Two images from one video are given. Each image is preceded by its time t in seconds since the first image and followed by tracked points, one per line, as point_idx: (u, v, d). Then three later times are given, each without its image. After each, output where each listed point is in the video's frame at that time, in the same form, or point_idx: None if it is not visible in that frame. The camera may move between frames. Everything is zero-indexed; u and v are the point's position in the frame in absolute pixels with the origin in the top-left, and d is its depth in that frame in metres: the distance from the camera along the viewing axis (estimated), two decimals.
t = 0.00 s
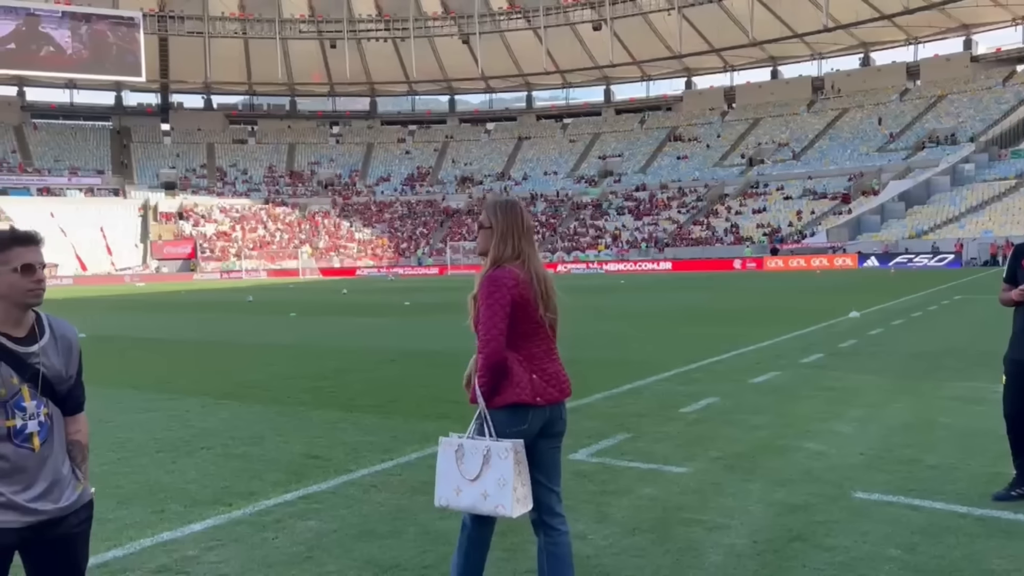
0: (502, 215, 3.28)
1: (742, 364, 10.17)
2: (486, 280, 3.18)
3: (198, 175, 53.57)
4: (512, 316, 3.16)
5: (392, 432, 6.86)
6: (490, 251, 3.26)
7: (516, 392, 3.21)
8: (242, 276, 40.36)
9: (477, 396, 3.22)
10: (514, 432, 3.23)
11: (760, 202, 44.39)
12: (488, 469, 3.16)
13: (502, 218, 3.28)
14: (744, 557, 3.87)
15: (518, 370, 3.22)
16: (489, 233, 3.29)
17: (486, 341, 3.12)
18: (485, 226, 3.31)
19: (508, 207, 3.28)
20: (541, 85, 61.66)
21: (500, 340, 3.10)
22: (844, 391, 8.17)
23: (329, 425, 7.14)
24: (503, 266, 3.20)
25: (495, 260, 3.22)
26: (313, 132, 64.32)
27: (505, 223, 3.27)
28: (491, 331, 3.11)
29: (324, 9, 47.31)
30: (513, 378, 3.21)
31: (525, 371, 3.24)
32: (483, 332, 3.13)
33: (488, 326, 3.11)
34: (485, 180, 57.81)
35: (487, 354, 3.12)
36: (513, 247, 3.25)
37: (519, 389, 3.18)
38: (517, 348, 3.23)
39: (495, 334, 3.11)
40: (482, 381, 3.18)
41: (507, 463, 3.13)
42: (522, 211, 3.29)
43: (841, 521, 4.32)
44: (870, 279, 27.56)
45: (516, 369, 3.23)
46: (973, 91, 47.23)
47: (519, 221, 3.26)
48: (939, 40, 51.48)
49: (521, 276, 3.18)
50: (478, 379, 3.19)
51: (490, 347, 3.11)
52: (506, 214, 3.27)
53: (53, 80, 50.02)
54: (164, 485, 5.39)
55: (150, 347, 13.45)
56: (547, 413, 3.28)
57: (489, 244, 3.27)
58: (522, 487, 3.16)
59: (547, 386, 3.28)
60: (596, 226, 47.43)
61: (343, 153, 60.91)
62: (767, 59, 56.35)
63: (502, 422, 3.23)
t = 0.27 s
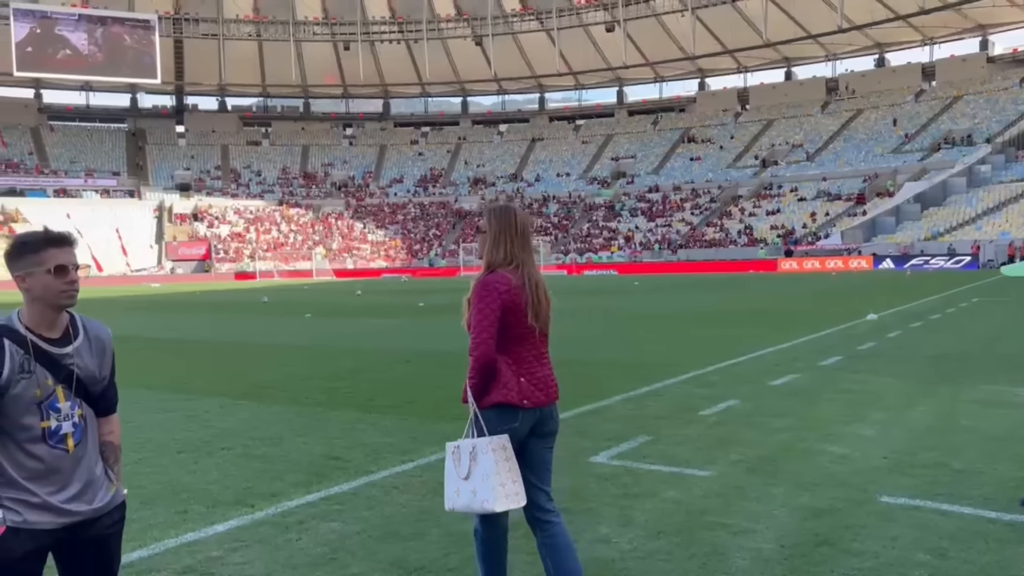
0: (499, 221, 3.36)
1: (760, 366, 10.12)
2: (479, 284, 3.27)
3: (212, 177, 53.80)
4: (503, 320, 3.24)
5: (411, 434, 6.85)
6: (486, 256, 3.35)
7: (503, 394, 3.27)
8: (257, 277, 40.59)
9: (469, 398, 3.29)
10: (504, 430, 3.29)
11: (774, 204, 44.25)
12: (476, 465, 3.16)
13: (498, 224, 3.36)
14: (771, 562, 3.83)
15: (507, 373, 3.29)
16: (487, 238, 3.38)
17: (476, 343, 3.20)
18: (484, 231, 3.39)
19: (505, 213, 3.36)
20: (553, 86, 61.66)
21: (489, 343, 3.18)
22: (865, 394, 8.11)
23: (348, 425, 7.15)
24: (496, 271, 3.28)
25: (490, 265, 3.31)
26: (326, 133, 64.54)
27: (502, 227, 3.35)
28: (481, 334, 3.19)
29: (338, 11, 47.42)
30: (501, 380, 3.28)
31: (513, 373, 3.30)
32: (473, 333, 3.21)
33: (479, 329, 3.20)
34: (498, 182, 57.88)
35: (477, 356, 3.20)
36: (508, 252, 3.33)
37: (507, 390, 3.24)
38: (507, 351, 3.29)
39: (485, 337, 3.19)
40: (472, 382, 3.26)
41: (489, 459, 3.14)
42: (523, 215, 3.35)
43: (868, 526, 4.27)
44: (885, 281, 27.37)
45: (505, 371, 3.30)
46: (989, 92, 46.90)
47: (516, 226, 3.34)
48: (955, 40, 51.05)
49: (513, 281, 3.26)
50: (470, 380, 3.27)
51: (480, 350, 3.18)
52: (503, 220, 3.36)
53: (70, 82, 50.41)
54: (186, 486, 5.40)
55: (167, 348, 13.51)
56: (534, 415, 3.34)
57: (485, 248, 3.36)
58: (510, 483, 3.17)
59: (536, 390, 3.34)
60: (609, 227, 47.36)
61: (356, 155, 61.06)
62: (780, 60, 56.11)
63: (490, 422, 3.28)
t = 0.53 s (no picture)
0: (486, 222, 3.54)
1: (776, 368, 10.02)
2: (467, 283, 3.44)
3: (225, 177, 54.06)
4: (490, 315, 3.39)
5: (425, 435, 6.80)
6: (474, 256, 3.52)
7: (495, 385, 3.41)
8: (269, 277, 40.81)
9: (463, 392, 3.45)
10: (499, 425, 3.41)
11: (785, 205, 44.08)
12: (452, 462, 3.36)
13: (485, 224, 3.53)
14: (792, 569, 3.76)
15: (497, 367, 3.42)
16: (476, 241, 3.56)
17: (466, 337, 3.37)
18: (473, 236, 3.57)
19: (491, 214, 3.54)
20: (564, 87, 61.59)
21: (476, 336, 3.34)
22: (883, 397, 8.00)
23: (362, 427, 7.12)
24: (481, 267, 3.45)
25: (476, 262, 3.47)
26: (338, 134, 64.73)
27: (488, 228, 3.52)
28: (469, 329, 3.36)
29: (349, 13, 47.53)
30: (493, 372, 3.42)
31: (503, 368, 3.43)
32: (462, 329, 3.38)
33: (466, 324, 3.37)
34: (509, 182, 57.88)
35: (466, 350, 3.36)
36: (496, 251, 3.49)
37: (496, 381, 3.38)
38: (497, 344, 3.44)
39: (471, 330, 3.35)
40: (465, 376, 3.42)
41: (458, 459, 3.30)
42: (514, 214, 3.52)
43: (891, 532, 4.18)
44: (898, 283, 27.20)
45: (494, 364, 3.44)
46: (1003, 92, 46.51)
47: (502, 227, 3.51)
48: (969, 40, 50.64)
49: (499, 277, 3.42)
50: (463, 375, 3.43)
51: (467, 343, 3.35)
52: (488, 220, 3.53)
53: (85, 84, 50.85)
54: (200, 487, 5.37)
55: (182, 348, 13.54)
56: (527, 409, 3.44)
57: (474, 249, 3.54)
58: (474, 485, 3.29)
59: (526, 383, 3.44)
60: (619, 228, 47.31)
61: (367, 156, 61.21)
62: (793, 61, 55.83)
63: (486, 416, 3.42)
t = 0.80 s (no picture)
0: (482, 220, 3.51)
1: (789, 370, 9.89)
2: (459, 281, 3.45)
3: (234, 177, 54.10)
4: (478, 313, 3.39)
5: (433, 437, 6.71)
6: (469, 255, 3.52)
7: (480, 382, 3.39)
8: (277, 277, 40.88)
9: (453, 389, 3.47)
10: (493, 424, 3.39)
11: (795, 206, 43.82)
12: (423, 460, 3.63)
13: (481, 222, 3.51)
14: None
15: (485, 364, 3.41)
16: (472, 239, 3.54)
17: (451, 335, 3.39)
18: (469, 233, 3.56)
19: (487, 213, 3.52)
20: (572, 88, 61.42)
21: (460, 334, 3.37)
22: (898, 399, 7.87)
23: (370, 428, 7.03)
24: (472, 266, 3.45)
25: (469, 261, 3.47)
26: (346, 135, 64.72)
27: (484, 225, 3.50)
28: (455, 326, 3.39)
29: (358, 13, 47.50)
30: (478, 369, 3.41)
31: (491, 365, 3.41)
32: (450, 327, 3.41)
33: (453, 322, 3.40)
34: (517, 184, 57.71)
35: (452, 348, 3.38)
36: (490, 249, 3.46)
37: (480, 379, 3.36)
38: (485, 343, 3.43)
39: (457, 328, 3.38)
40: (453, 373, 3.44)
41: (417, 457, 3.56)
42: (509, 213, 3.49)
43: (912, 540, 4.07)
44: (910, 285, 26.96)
45: (481, 361, 3.43)
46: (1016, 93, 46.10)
47: (495, 223, 3.48)
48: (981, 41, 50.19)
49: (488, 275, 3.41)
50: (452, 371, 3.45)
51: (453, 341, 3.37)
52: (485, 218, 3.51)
53: (95, 84, 51.00)
54: (207, 489, 5.29)
55: (190, 347, 13.50)
56: (519, 408, 3.40)
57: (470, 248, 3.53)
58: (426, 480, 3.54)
59: (515, 381, 3.40)
60: (628, 228, 47.13)
61: (376, 156, 61.14)
62: (803, 61, 55.49)
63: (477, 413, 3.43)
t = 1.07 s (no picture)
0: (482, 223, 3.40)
1: (799, 372, 9.75)
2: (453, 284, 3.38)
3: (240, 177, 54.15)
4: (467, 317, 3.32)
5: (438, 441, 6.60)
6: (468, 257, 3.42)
7: (466, 385, 3.33)
8: (283, 277, 40.94)
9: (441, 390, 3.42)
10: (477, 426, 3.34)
11: (802, 207, 43.58)
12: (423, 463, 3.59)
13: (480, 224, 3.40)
14: None
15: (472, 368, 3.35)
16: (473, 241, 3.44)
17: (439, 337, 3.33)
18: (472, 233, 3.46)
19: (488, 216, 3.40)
20: (578, 88, 61.29)
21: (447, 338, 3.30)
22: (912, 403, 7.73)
23: (374, 432, 6.92)
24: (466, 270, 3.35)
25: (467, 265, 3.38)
26: (352, 135, 64.70)
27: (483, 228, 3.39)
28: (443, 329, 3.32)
29: (364, 13, 47.37)
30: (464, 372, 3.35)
31: (477, 369, 3.34)
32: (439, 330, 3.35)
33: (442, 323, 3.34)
34: (522, 184, 57.61)
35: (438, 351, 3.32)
36: (487, 253, 3.37)
37: (463, 382, 3.30)
38: (474, 345, 3.36)
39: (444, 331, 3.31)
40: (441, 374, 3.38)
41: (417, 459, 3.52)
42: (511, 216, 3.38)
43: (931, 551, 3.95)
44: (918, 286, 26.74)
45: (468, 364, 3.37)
46: None
47: (494, 227, 3.37)
48: (991, 40, 49.83)
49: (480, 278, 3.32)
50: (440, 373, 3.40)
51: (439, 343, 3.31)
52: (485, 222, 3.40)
53: (103, 84, 51.13)
54: (207, 495, 5.19)
55: (195, 348, 13.42)
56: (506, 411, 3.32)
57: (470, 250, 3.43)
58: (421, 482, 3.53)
59: (502, 385, 3.33)
60: (634, 229, 46.97)
61: (382, 156, 61.12)
62: (810, 61, 55.24)
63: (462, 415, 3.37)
